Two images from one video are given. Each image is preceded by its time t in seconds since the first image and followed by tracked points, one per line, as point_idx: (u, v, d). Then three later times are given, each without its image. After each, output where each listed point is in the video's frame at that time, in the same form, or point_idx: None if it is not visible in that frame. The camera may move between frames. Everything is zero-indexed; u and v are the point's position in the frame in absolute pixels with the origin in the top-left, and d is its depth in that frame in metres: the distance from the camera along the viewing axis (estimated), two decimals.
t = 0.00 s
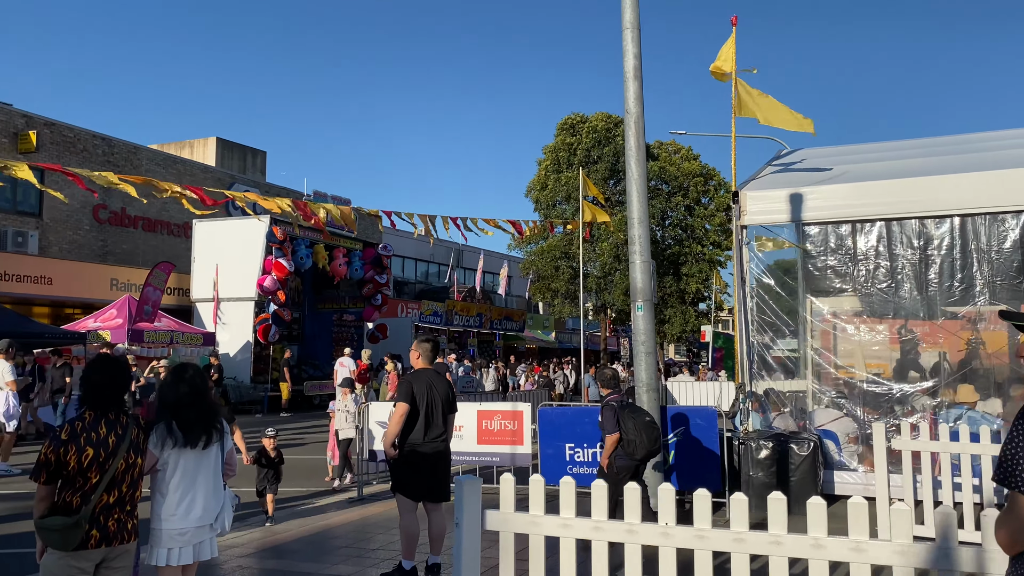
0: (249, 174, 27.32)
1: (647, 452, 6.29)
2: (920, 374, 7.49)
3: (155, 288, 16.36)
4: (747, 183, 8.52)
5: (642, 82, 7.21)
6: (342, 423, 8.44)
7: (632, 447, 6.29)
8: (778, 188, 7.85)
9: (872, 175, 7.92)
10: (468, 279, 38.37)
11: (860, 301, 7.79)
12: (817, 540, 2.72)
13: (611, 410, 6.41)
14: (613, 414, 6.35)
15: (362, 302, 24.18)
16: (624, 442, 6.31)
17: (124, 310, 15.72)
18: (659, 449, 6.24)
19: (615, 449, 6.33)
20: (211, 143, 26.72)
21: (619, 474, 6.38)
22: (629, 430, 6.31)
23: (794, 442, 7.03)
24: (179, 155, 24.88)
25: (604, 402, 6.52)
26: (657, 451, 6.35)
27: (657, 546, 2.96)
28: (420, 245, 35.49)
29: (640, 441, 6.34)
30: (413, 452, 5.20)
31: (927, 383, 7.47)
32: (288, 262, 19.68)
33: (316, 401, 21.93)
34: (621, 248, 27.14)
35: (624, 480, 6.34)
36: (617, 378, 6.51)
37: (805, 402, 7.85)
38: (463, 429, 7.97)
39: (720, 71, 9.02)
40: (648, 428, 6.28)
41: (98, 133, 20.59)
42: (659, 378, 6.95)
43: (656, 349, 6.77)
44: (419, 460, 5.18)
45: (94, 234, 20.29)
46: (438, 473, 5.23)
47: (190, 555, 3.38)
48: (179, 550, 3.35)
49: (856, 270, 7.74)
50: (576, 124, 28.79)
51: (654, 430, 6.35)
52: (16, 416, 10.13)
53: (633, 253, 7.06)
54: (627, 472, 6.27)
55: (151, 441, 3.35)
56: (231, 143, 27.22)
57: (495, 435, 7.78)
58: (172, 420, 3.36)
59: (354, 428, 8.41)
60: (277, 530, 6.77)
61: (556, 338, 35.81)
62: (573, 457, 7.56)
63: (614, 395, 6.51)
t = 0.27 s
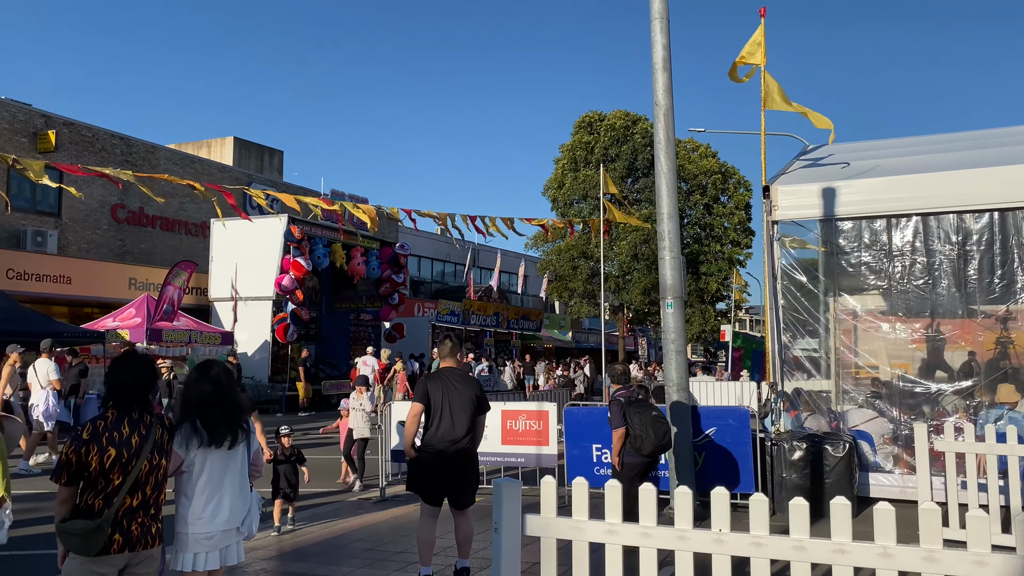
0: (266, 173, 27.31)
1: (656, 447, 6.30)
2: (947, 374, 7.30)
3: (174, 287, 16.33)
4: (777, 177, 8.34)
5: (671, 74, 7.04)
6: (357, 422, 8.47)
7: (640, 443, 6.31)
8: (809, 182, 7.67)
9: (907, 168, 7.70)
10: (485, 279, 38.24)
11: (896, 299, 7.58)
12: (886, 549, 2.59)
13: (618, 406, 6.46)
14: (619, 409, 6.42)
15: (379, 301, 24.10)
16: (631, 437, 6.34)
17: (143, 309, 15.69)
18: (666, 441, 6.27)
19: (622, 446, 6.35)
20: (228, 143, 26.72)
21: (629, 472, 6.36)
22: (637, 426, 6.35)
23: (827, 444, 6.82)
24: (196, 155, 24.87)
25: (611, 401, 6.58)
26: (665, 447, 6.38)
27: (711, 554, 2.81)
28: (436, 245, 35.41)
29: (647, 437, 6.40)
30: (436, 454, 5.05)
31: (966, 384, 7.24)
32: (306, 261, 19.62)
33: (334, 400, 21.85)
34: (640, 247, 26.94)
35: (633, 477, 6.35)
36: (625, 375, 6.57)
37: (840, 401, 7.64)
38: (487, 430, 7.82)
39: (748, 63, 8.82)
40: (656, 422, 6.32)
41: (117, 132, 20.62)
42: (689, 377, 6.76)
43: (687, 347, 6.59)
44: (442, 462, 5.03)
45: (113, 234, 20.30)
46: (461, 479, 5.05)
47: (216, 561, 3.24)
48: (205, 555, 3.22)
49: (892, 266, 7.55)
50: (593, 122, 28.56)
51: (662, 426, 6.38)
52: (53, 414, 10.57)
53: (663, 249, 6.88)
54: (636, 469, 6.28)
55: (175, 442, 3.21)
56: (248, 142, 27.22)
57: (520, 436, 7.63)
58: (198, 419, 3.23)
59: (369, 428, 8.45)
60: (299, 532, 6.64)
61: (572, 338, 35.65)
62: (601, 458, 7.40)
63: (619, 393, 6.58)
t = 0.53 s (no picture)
0: (280, 174, 27.26)
1: (658, 453, 6.20)
2: (971, 375, 7.13)
3: (189, 288, 16.28)
4: (804, 174, 8.18)
5: (698, 68, 6.87)
6: (368, 431, 8.14)
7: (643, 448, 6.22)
8: (839, 179, 7.48)
9: (940, 164, 7.51)
10: (498, 279, 38.12)
11: (929, 299, 7.40)
12: (957, 568, 2.43)
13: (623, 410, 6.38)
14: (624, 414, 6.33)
15: (394, 302, 24.02)
16: (635, 442, 6.26)
17: (158, 309, 15.64)
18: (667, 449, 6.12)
19: (626, 450, 6.29)
20: (242, 143, 26.69)
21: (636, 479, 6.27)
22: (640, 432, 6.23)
23: (860, 448, 6.63)
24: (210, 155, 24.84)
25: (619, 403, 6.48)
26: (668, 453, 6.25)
27: (764, 570, 2.68)
28: (449, 245, 35.31)
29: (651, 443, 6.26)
30: (452, 458, 4.93)
31: (1005, 386, 7.03)
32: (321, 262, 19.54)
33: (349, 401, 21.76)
34: (655, 247, 26.75)
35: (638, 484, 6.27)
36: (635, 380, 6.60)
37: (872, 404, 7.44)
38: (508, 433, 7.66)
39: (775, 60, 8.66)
40: (659, 428, 6.23)
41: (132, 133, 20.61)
42: (717, 380, 6.59)
43: (715, 349, 6.42)
44: (457, 466, 4.88)
45: (128, 234, 20.29)
46: (475, 482, 4.84)
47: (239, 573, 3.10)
48: (227, 567, 3.08)
49: (925, 265, 7.38)
50: (608, 121, 28.36)
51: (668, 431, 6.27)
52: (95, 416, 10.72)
53: (690, 248, 6.72)
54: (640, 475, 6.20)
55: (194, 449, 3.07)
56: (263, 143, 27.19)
57: (542, 439, 7.48)
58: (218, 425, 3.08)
59: (382, 435, 8.16)
60: (319, 538, 6.52)
61: (586, 338, 35.48)
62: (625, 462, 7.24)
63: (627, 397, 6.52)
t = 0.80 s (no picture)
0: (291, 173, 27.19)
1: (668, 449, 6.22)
2: (991, 375, 7.03)
3: (201, 287, 16.20)
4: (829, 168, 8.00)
5: (722, 59, 6.70)
6: (374, 431, 7.81)
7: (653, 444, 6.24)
8: (866, 173, 7.30)
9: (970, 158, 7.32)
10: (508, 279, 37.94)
11: (959, 296, 7.24)
12: None
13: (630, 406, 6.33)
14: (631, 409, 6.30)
15: (405, 301, 23.91)
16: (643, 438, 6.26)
17: (170, 309, 15.57)
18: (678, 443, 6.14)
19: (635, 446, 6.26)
20: (253, 142, 26.63)
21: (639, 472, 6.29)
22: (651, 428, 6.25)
23: (890, 450, 6.43)
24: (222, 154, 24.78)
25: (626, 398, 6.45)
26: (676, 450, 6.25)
27: None
28: (460, 244, 35.16)
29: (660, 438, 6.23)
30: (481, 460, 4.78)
31: None
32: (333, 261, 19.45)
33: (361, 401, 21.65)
34: (669, 246, 26.55)
35: (642, 480, 6.24)
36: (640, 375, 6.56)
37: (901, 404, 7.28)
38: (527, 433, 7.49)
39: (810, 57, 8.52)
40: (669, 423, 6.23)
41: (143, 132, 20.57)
42: (743, 379, 6.41)
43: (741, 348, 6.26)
44: (482, 468, 4.72)
45: (140, 233, 20.25)
46: (493, 485, 4.63)
47: None
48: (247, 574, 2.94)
49: (955, 262, 7.21)
50: (620, 119, 28.16)
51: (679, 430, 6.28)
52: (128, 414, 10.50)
53: (715, 244, 6.56)
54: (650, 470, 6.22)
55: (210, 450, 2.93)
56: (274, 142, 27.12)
57: (562, 440, 7.32)
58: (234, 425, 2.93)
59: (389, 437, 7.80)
60: (335, 540, 6.39)
61: (598, 338, 35.29)
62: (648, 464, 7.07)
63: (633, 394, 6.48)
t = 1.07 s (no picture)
0: (300, 172, 27.07)
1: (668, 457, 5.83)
2: (1010, 376, 6.90)
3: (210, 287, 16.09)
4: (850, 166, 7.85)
5: (744, 52, 6.52)
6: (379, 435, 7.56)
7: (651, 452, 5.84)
8: (891, 169, 7.16)
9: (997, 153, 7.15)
10: (517, 279, 37.76)
11: (988, 296, 7.04)
12: None
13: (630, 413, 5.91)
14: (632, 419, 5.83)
15: (413, 301, 23.78)
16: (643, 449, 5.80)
17: (178, 309, 15.46)
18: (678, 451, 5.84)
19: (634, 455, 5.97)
20: (261, 142, 26.55)
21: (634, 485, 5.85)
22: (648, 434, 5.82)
23: (917, 454, 6.23)
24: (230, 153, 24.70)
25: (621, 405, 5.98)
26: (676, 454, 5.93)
27: None
28: (468, 243, 35.02)
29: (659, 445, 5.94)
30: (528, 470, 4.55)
31: None
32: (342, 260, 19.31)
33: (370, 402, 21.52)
34: (680, 245, 26.34)
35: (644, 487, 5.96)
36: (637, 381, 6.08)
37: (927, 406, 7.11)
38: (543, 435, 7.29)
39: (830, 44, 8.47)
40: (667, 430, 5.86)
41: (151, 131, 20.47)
42: (766, 380, 6.24)
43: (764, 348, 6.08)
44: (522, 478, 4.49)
45: (148, 233, 20.17)
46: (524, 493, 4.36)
47: None
48: None
49: (982, 260, 7.01)
50: (630, 118, 27.95)
51: (676, 435, 5.97)
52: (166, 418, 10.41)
53: (737, 242, 6.39)
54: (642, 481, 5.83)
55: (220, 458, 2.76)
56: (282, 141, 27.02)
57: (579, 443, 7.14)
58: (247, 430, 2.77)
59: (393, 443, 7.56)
60: (347, 545, 6.23)
61: (607, 338, 35.09)
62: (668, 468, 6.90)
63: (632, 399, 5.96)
